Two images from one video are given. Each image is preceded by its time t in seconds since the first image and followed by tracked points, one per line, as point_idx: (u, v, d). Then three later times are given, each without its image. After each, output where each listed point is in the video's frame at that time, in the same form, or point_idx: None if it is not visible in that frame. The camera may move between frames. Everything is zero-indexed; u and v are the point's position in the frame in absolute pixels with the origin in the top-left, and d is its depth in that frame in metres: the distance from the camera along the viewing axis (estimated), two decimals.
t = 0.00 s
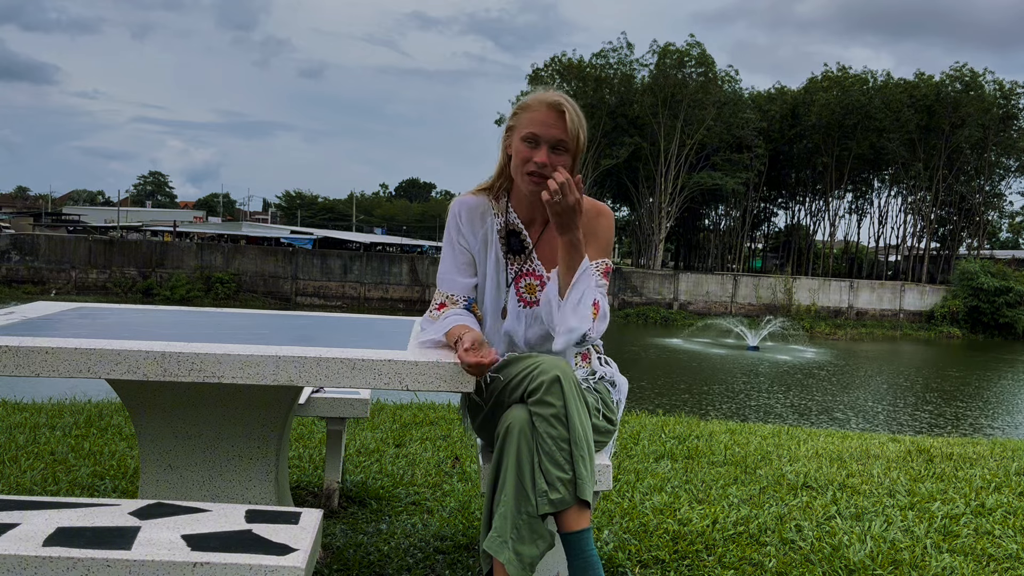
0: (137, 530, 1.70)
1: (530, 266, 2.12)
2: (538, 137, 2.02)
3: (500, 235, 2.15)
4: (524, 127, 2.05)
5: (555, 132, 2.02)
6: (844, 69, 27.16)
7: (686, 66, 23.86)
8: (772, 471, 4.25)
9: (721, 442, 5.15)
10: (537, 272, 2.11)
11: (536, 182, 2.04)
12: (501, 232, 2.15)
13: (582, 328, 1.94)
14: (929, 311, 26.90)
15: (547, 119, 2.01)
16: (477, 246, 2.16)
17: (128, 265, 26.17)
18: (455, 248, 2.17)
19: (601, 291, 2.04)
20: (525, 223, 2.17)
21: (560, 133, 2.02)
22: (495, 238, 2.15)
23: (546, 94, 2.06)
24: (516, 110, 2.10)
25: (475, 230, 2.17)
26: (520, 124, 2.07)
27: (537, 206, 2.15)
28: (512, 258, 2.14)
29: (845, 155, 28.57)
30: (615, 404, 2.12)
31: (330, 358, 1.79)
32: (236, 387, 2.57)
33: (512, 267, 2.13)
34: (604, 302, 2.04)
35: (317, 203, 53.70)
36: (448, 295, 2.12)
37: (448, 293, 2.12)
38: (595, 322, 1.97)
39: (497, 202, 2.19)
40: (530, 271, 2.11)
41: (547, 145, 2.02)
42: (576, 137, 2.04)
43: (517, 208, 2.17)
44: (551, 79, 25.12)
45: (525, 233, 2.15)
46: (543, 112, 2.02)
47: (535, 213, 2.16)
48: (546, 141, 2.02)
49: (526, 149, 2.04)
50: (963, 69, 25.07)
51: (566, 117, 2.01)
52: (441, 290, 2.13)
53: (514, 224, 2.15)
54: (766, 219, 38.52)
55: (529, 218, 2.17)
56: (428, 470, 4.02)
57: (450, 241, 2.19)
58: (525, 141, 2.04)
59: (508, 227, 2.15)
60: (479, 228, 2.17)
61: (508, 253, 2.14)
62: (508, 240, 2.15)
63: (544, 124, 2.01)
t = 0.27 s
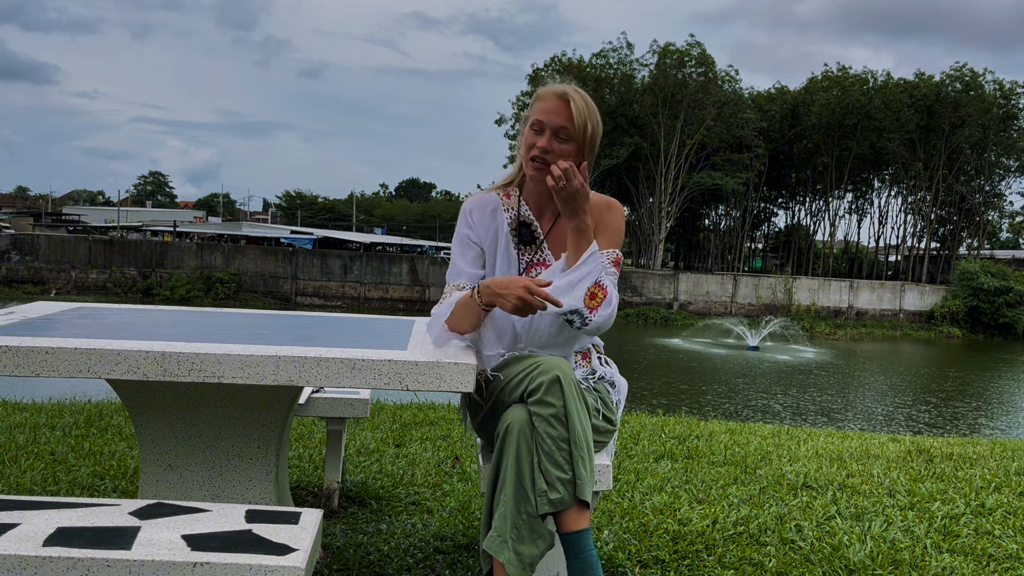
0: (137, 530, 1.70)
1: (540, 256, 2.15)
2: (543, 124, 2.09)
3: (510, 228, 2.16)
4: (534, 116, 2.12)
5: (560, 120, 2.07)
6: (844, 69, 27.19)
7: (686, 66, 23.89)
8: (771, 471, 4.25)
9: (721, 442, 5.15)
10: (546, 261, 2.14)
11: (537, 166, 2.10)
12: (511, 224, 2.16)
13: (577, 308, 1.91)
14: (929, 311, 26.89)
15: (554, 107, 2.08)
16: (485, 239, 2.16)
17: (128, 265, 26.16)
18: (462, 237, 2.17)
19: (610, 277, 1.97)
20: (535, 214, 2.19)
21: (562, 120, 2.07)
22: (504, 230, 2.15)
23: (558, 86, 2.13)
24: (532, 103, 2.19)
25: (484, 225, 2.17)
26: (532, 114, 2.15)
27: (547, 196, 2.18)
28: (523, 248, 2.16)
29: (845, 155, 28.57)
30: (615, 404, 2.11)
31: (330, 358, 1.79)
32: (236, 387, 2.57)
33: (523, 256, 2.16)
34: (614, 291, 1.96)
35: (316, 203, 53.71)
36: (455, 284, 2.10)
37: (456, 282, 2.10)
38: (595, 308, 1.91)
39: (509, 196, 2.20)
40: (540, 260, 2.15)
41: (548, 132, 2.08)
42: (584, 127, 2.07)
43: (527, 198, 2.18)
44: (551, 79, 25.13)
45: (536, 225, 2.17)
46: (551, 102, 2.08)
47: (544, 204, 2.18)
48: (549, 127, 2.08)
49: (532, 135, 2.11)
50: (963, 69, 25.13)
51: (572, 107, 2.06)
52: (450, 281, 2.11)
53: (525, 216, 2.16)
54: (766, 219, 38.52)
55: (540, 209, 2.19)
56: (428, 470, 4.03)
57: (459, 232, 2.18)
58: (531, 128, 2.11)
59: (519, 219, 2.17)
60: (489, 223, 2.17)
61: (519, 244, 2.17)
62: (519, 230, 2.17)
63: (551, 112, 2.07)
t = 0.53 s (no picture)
0: (137, 530, 1.70)
1: (549, 252, 2.11)
2: (551, 119, 2.13)
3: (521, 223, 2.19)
4: (548, 113, 2.17)
5: (571, 117, 2.11)
6: (845, 69, 27.21)
7: (686, 66, 23.91)
8: (772, 471, 4.25)
9: (722, 442, 5.15)
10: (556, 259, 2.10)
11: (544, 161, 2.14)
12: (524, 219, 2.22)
13: (600, 306, 1.91)
14: (929, 311, 26.89)
15: (567, 105, 2.12)
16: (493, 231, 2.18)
17: (128, 265, 26.17)
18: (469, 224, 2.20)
19: (624, 277, 1.99)
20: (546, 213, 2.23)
21: (569, 117, 2.10)
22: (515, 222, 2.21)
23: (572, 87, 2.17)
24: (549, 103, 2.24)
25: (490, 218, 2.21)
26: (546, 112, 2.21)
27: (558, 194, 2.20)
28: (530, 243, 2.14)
29: (845, 155, 28.57)
30: (615, 405, 2.11)
31: (330, 358, 1.79)
32: (236, 387, 2.57)
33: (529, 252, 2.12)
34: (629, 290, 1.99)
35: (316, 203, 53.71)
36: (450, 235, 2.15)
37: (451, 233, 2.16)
38: (614, 305, 1.92)
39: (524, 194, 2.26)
40: (549, 257, 2.10)
41: (557, 126, 2.12)
42: (594, 125, 2.09)
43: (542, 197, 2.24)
44: (552, 80, 25.14)
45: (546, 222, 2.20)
46: (564, 101, 2.13)
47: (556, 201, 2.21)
48: (557, 123, 2.12)
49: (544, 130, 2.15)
50: (963, 69, 25.18)
51: (585, 105, 2.09)
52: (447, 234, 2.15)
53: (536, 212, 2.21)
54: (766, 219, 38.52)
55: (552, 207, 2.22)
56: (428, 470, 4.02)
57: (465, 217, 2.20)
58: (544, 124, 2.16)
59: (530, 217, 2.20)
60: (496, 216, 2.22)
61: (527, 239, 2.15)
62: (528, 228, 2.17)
63: (563, 109, 2.11)
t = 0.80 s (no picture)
0: (137, 530, 1.70)
1: (554, 253, 2.13)
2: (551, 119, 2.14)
3: (526, 224, 2.16)
4: (549, 113, 2.17)
5: (571, 115, 2.11)
6: (845, 69, 27.22)
7: (686, 66, 23.90)
8: (772, 471, 4.25)
9: (721, 442, 5.15)
10: (561, 260, 2.11)
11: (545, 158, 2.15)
12: (527, 219, 2.17)
13: (603, 305, 1.91)
14: (929, 311, 26.90)
15: (567, 105, 2.13)
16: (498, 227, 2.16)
17: (128, 265, 26.18)
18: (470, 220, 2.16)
19: (627, 276, 1.99)
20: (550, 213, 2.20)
21: (570, 115, 2.11)
22: (518, 225, 2.16)
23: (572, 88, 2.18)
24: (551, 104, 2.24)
25: (492, 214, 2.17)
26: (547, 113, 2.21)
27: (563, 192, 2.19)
28: (537, 244, 2.15)
29: (845, 155, 28.55)
30: (615, 405, 2.11)
31: (330, 358, 1.79)
32: (236, 387, 2.57)
33: (535, 252, 2.14)
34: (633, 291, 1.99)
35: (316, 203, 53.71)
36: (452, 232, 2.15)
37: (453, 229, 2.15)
38: (617, 303, 1.92)
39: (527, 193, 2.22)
40: (553, 258, 2.12)
41: (557, 125, 2.12)
42: (595, 121, 2.09)
43: (545, 196, 2.21)
44: (552, 80, 25.14)
45: (550, 222, 2.17)
46: (565, 100, 2.14)
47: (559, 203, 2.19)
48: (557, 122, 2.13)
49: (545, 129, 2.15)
50: (963, 69, 25.19)
51: (585, 104, 2.10)
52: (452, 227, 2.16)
53: (542, 213, 2.17)
54: (766, 219, 38.52)
55: (556, 207, 2.20)
56: (428, 470, 4.03)
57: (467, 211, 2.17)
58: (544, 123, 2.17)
59: (534, 217, 2.17)
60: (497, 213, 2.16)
61: (533, 239, 2.15)
62: (533, 228, 2.17)
63: (564, 109, 2.12)
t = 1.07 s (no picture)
0: (137, 530, 1.70)
1: (553, 254, 2.13)
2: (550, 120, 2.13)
3: (525, 224, 2.16)
4: (547, 114, 2.17)
5: (569, 115, 2.10)
6: (845, 69, 27.24)
7: (686, 66, 23.91)
8: (772, 471, 4.25)
9: (722, 442, 5.15)
10: (560, 261, 2.11)
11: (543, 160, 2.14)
12: (524, 221, 2.17)
13: (600, 305, 1.91)
14: (929, 311, 26.91)
15: (564, 104, 2.12)
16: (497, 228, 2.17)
17: (128, 265, 26.17)
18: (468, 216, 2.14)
19: (625, 276, 2.00)
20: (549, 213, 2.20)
21: (568, 116, 2.10)
22: (517, 227, 2.16)
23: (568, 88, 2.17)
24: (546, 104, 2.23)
25: (495, 213, 2.17)
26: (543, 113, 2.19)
27: (562, 193, 2.19)
28: (535, 245, 2.15)
29: (845, 155, 28.55)
30: (615, 405, 2.11)
31: (330, 358, 1.79)
32: (236, 387, 2.58)
33: (533, 253, 2.14)
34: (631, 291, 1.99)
35: (316, 203, 53.70)
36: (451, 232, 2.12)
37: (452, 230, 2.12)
38: (616, 304, 1.92)
39: (526, 194, 2.22)
40: (553, 259, 2.12)
41: (555, 126, 2.11)
42: (591, 119, 2.08)
43: (545, 197, 2.21)
44: (551, 80, 25.15)
45: (549, 223, 2.17)
46: (561, 100, 2.13)
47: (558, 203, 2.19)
48: (555, 123, 2.12)
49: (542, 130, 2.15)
50: (963, 69, 25.20)
51: (581, 103, 2.09)
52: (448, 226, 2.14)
53: (540, 214, 2.17)
54: (766, 219, 38.52)
55: (554, 208, 2.20)
56: (428, 471, 4.02)
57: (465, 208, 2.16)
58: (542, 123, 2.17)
59: (534, 217, 2.17)
60: (500, 214, 2.18)
61: (532, 240, 2.15)
62: (532, 228, 2.16)
63: (561, 109, 2.11)
